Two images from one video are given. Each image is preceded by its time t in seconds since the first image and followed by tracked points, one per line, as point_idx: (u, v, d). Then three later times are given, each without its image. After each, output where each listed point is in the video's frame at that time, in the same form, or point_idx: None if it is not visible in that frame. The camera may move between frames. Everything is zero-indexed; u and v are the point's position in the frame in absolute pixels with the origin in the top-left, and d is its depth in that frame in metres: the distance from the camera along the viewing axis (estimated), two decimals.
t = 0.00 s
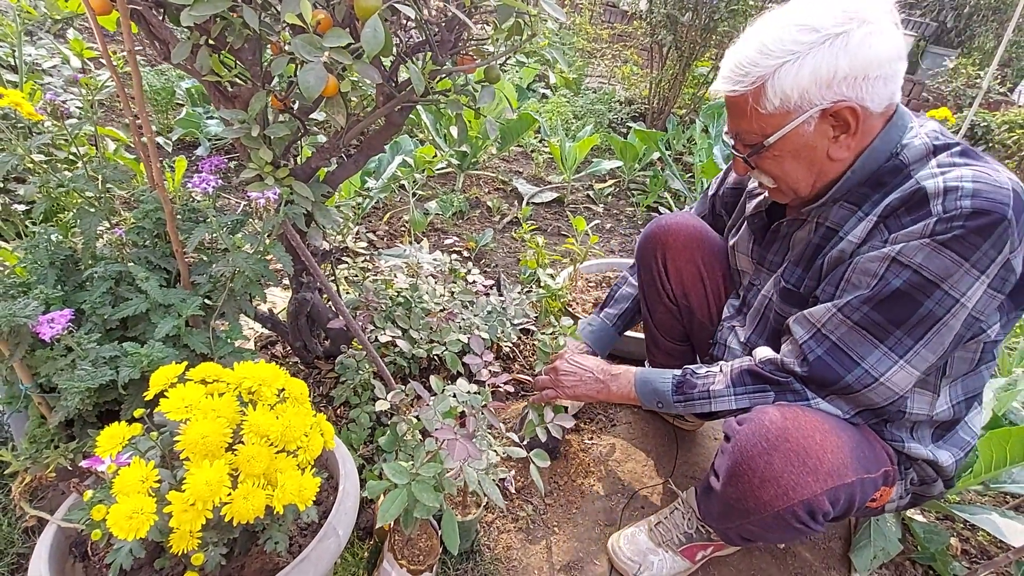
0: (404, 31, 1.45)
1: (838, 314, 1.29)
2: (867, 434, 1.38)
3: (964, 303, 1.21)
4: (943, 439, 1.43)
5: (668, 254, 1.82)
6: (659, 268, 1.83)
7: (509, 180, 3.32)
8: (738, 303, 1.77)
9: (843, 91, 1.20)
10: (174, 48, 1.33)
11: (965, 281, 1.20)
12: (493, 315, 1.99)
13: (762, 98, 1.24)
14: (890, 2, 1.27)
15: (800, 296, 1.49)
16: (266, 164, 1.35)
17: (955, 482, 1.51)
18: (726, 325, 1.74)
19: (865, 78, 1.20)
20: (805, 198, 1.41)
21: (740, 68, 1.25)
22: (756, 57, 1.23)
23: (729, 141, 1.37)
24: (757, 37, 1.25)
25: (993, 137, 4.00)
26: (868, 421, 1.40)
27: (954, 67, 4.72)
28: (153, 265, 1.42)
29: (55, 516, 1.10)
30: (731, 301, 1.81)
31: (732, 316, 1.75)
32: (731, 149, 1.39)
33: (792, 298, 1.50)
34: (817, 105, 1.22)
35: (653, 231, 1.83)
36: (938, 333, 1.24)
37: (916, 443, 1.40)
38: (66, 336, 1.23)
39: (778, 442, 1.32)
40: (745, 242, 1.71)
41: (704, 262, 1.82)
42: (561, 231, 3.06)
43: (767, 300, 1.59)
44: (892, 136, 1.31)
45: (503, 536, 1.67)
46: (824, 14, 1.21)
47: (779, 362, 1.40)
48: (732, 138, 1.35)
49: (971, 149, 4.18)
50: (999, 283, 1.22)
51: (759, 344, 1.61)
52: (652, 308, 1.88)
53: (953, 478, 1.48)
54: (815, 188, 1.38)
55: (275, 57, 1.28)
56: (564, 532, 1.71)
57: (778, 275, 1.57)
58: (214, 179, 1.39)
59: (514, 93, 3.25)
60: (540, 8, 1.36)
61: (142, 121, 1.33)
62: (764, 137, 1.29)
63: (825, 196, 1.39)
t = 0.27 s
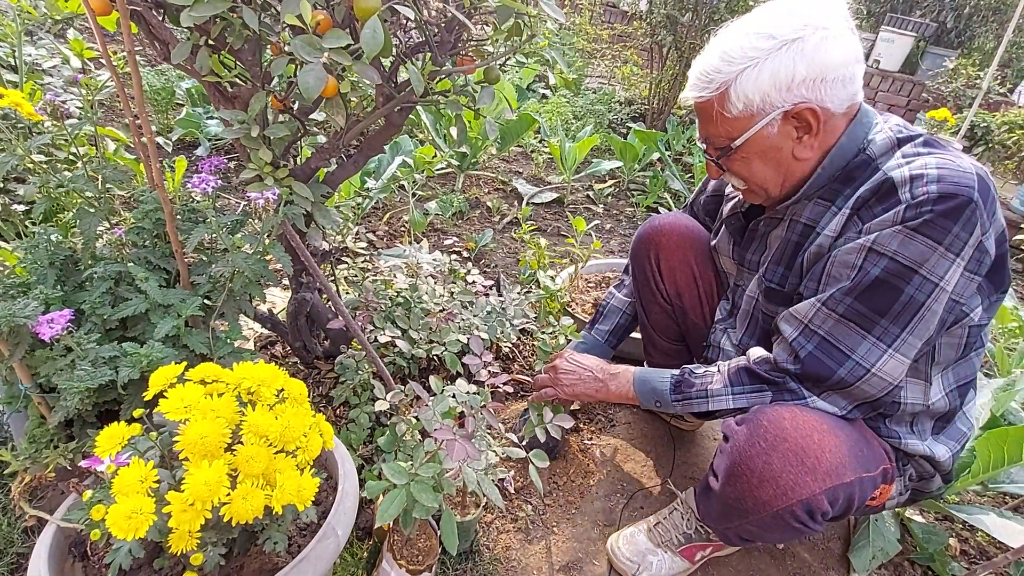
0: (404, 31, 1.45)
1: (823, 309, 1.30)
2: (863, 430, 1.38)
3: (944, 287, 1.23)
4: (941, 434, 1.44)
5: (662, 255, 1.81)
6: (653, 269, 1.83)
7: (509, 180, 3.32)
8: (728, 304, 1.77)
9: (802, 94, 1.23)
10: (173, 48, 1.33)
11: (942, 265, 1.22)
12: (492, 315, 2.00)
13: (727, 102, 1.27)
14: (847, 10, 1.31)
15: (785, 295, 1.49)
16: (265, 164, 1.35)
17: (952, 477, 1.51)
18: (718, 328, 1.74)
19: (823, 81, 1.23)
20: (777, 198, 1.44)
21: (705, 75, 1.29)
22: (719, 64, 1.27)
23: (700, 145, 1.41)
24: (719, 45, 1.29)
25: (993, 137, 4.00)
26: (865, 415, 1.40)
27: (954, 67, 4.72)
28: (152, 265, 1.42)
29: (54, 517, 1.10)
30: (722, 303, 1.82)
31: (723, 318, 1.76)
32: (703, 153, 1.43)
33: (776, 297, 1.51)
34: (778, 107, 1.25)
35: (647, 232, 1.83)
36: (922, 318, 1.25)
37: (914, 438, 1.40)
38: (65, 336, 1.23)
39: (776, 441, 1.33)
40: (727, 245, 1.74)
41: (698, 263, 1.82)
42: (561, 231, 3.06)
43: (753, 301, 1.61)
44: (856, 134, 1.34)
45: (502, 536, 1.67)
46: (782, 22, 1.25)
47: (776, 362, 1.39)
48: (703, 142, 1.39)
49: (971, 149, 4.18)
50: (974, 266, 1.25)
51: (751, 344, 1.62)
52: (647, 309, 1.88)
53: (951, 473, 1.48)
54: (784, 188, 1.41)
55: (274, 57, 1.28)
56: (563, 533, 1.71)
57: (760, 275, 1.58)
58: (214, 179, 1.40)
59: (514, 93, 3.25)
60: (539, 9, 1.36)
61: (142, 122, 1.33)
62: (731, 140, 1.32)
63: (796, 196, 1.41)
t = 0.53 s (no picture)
0: (404, 30, 1.45)
1: (820, 309, 1.30)
2: (862, 430, 1.38)
3: (941, 287, 1.23)
4: (940, 435, 1.44)
5: (662, 251, 1.81)
6: (653, 266, 1.83)
7: (509, 180, 3.32)
8: (727, 304, 1.77)
9: (798, 94, 1.24)
10: (174, 47, 1.33)
11: (937, 265, 1.21)
12: (492, 315, 2.00)
13: (723, 103, 1.27)
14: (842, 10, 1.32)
15: (784, 296, 1.49)
16: (265, 163, 1.35)
17: (952, 478, 1.51)
18: (717, 328, 1.74)
19: (819, 81, 1.23)
20: (774, 197, 1.44)
21: (701, 76, 1.29)
22: (715, 65, 1.27)
23: (697, 145, 1.41)
24: (715, 47, 1.29)
25: (993, 138, 4.00)
26: (863, 416, 1.40)
27: (955, 67, 4.72)
28: (152, 264, 1.42)
29: (53, 515, 1.10)
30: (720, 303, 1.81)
31: (722, 318, 1.76)
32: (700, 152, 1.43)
33: (774, 298, 1.51)
34: (774, 108, 1.25)
35: (647, 229, 1.84)
36: (919, 318, 1.25)
37: (913, 439, 1.40)
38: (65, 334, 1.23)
39: (774, 440, 1.33)
40: (725, 243, 1.74)
41: (698, 260, 1.82)
42: (560, 231, 3.06)
43: (751, 302, 1.61)
44: (852, 134, 1.34)
45: (501, 535, 1.67)
46: (777, 22, 1.25)
47: (774, 362, 1.40)
48: (700, 142, 1.39)
49: (971, 149, 4.18)
50: (971, 266, 1.25)
51: (749, 344, 1.62)
52: (647, 307, 1.88)
53: (950, 474, 1.48)
54: (781, 188, 1.41)
55: (275, 56, 1.28)
56: (562, 532, 1.71)
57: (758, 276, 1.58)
58: (214, 178, 1.40)
59: (514, 93, 3.25)
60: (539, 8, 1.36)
61: (142, 120, 1.33)
62: (728, 141, 1.32)
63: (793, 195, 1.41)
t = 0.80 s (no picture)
0: (403, 31, 1.45)
1: (818, 309, 1.31)
2: (862, 430, 1.38)
3: (939, 287, 1.23)
4: (939, 435, 1.44)
5: (661, 256, 1.82)
6: (653, 270, 1.83)
7: (509, 180, 3.32)
8: (726, 306, 1.77)
9: (798, 94, 1.24)
10: (173, 47, 1.33)
11: (936, 264, 1.22)
12: (492, 315, 2.00)
13: (723, 103, 1.28)
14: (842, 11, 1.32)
15: (783, 297, 1.50)
16: (265, 163, 1.35)
17: (951, 478, 1.51)
18: (716, 330, 1.74)
19: (819, 81, 1.24)
20: (772, 197, 1.44)
21: (701, 75, 1.29)
22: (715, 64, 1.27)
23: (697, 144, 1.41)
24: (716, 46, 1.29)
25: (993, 138, 4.01)
26: (862, 415, 1.40)
27: (954, 68, 4.73)
28: (152, 263, 1.43)
29: (53, 514, 1.10)
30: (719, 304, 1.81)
31: (721, 319, 1.76)
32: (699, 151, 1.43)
33: (773, 298, 1.51)
34: (774, 107, 1.25)
35: (646, 232, 1.84)
36: (917, 318, 1.25)
37: (912, 439, 1.41)
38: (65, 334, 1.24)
39: (772, 439, 1.33)
40: (722, 244, 1.75)
41: (698, 263, 1.82)
42: (560, 231, 3.06)
43: (750, 303, 1.61)
44: (851, 134, 1.34)
45: (501, 535, 1.68)
46: (777, 22, 1.26)
47: (773, 361, 1.40)
48: (699, 142, 1.40)
49: (971, 150, 4.19)
50: (969, 265, 1.25)
51: (748, 345, 1.62)
52: (647, 310, 1.88)
53: (950, 474, 1.49)
54: (779, 188, 1.41)
55: (274, 56, 1.28)
56: (562, 532, 1.71)
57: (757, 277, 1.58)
58: (213, 178, 1.40)
59: (514, 93, 3.26)
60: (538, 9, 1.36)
61: (141, 120, 1.33)
62: (727, 140, 1.33)
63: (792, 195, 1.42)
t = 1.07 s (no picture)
0: (405, 31, 1.45)
1: (819, 310, 1.31)
2: (864, 430, 1.39)
3: (939, 286, 1.23)
4: (940, 433, 1.45)
5: (661, 252, 1.82)
6: (653, 266, 1.84)
7: (509, 180, 3.33)
8: (726, 305, 1.77)
9: (795, 97, 1.24)
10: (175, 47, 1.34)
11: (936, 264, 1.22)
12: (493, 315, 2.00)
13: (720, 106, 1.28)
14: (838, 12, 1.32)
15: (783, 297, 1.50)
16: (267, 162, 1.35)
17: (952, 476, 1.52)
18: (717, 329, 1.74)
19: (816, 84, 1.24)
20: (770, 199, 1.45)
21: (699, 79, 1.29)
22: (712, 68, 1.27)
23: (694, 147, 1.42)
24: (712, 50, 1.30)
25: (993, 138, 4.01)
26: (864, 415, 1.40)
27: (954, 68, 4.73)
28: (154, 263, 1.43)
29: (56, 513, 1.11)
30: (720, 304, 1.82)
31: (722, 319, 1.76)
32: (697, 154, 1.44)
33: (773, 298, 1.52)
34: (771, 111, 1.26)
35: (647, 229, 1.85)
36: (918, 318, 1.25)
37: (914, 438, 1.41)
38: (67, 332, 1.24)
39: (778, 441, 1.33)
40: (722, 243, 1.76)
41: (698, 261, 1.83)
42: (560, 231, 3.07)
43: (750, 303, 1.61)
44: (848, 135, 1.35)
45: (502, 534, 1.68)
46: (774, 26, 1.26)
47: (775, 363, 1.40)
48: (697, 145, 1.40)
49: (971, 150, 4.19)
50: (969, 264, 1.25)
51: (749, 345, 1.62)
52: (646, 308, 1.88)
53: (950, 473, 1.49)
54: (778, 189, 1.42)
55: (276, 56, 1.29)
56: (562, 531, 1.72)
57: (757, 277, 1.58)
58: (215, 178, 1.40)
59: (514, 93, 3.26)
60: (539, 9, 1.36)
61: (143, 120, 1.34)
62: (725, 143, 1.33)
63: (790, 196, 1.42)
